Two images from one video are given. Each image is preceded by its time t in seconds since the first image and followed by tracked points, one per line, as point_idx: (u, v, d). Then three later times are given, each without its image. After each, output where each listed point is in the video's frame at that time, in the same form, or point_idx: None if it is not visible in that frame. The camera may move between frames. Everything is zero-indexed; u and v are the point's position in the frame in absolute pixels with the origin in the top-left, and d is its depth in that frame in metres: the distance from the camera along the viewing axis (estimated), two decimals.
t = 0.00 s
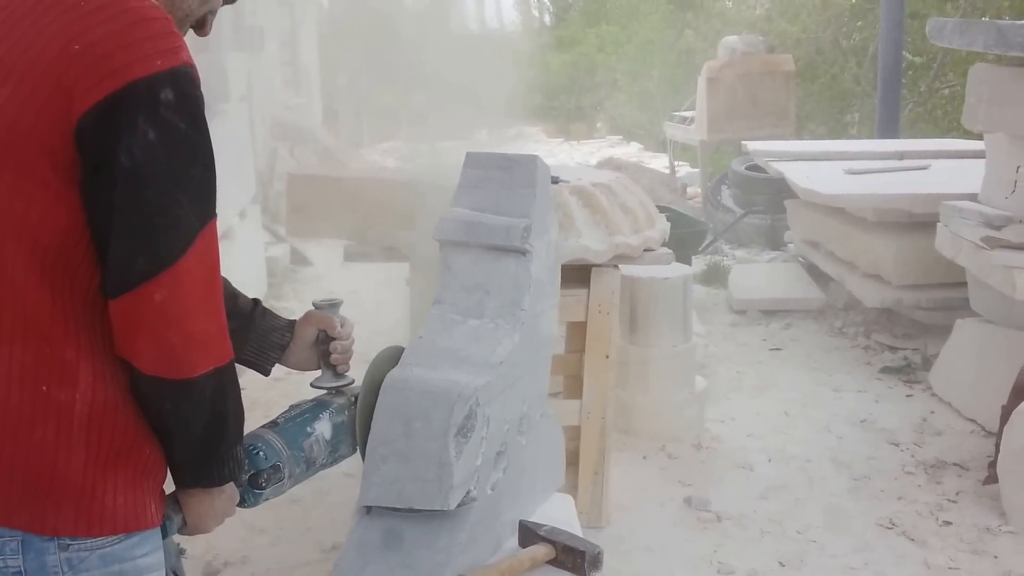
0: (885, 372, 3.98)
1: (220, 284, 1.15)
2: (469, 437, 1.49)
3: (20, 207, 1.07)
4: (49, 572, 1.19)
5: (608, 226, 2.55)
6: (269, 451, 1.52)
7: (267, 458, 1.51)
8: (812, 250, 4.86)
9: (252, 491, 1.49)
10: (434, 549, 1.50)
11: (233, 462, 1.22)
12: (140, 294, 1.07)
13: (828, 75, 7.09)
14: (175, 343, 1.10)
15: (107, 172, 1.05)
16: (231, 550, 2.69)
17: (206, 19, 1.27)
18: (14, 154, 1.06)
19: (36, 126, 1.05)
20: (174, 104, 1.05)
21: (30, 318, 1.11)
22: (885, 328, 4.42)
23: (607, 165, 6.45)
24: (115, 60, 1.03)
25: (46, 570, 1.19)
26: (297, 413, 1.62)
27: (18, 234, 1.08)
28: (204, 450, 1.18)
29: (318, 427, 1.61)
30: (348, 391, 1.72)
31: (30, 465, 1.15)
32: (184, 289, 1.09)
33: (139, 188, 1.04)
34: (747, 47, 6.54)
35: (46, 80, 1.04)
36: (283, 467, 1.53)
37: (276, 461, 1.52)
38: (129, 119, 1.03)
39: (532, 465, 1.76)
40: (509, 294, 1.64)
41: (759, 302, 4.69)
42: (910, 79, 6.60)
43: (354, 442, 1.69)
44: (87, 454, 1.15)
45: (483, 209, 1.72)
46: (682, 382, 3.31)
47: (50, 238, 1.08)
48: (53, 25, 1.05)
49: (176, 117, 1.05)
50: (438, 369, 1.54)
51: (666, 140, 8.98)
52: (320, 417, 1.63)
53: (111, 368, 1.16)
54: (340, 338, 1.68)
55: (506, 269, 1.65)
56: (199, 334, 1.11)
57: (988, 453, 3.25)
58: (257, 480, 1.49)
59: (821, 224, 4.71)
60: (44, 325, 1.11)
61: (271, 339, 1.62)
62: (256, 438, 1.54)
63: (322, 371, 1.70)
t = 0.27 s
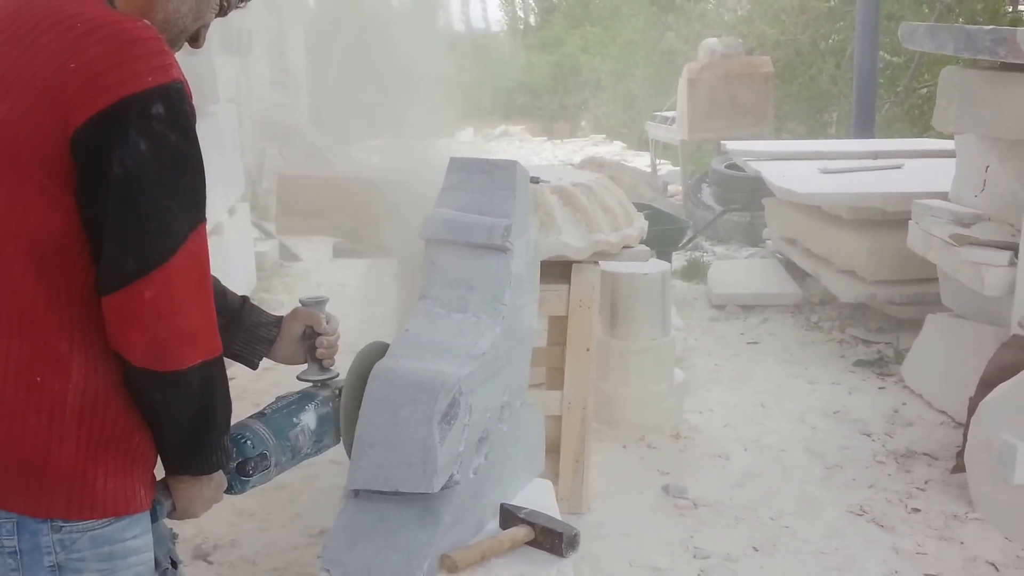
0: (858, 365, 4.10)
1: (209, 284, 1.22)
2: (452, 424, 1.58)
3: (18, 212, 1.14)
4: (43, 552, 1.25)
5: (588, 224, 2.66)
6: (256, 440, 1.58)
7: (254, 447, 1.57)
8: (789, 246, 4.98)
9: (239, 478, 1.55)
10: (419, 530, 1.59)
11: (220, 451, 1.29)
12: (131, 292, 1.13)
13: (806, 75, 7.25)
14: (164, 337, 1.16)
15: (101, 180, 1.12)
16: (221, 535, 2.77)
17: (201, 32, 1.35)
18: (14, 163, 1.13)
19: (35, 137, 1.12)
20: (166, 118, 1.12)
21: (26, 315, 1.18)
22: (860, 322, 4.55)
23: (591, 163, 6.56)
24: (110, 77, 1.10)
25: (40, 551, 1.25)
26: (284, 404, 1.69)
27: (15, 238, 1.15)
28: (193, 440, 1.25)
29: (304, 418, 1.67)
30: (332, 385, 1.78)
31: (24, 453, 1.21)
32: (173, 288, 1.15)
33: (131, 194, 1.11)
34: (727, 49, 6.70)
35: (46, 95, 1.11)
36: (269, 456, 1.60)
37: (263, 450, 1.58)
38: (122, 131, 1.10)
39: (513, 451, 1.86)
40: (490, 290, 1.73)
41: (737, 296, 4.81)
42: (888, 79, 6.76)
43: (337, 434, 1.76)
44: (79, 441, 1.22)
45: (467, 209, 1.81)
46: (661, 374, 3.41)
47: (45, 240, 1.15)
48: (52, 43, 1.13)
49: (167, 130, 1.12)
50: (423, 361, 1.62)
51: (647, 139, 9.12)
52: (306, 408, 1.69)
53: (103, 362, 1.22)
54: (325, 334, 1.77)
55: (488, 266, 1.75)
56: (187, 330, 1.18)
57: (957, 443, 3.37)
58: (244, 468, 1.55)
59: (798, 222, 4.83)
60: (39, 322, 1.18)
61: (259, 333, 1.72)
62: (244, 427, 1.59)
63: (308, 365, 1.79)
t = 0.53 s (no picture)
0: (835, 357, 4.21)
1: (193, 277, 1.27)
2: (436, 412, 1.66)
3: (10, 209, 1.21)
4: (35, 536, 1.31)
5: (569, 220, 2.74)
6: (241, 433, 1.65)
7: (239, 440, 1.64)
8: (768, 242, 5.09)
9: (225, 469, 1.63)
10: (404, 513, 1.66)
11: (205, 439, 1.34)
12: (115, 283, 1.19)
13: (786, 75, 7.38)
14: (148, 327, 1.22)
15: (87, 176, 1.18)
16: (213, 520, 2.84)
17: (184, 34, 1.41)
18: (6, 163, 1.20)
19: (26, 138, 1.18)
20: (149, 117, 1.18)
21: (17, 307, 1.24)
22: (837, 316, 4.66)
23: (575, 160, 6.66)
24: (94, 80, 1.16)
25: (33, 534, 1.32)
26: (269, 397, 1.76)
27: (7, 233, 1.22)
28: (178, 428, 1.30)
29: (289, 411, 1.74)
30: (316, 378, 1.85)
31: (17, 439, 1.27)
32: (155, 280, 1.21)
33: (115, 189, 1.17)
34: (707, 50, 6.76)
35: (36, 98, 1.18)
36: (255, 448, 1.67)
37: (248, 442, 1.65)
38: (106, 131, 1.16)
39: (495, 439, 1.94)
40: (474, 284, 1.82)
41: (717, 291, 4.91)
42: (865, 78, 6.89)
43: (321, 424, 1.83)
44: (69, 428, 1.28)
45: (451, 206, 1.89)
46: (642, 366, 3.51)
47: (37, 236, 1.22)
48: (39, 50, 1.19)
49: (150, 129, 1.18)
50: (409, 351, 1.70)
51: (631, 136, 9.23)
52: (291, 402, 1.76)
53: (91, 353, 1.28)
54: (309, 328, 1.82)
55: (472, 260, 1.83)
56: (170, 320, 1.23)
57: (929, 434, 3.46)
58: (229, 460, 1.63)
59: (777, 218, 4.93)
60: (30, 314, 1.25)
61: (242, 327, 1.78)
62: (229, 421, 1.67)
63: (293, 359, 1.84)
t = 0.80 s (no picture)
0: (824, 356, 4.25)
1: (199, 270, 1.29)
2: (428, 409, 1.69)
3: (26, 211, 1.22)
4: (65, 516, 1.33)
5: (561, 219, 2.76)
6: (251, 417, 1.67)
7: (249, 423, 1.66)
8: (759, 241, 5.12)
9: (236, 452, 1.65)
10: (397, 508, 1.69)
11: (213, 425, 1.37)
12: (128, 277, 1.21)
13: (777, 75, 7.43)
14: (160, 318, 1.24)
15: (100, 178, 1.20)
16: (207, 515, 2.86)
17: (167, 36, 1.43)
18: (20, 166, 1.21)
19: (40, 141, 1.20)
20: (156, 120, 1.20)
21: (36, 305, 1.25)
22: (826, 314, 4.70)
23: (568, 160, 6.69)
24: (103, 85, 1.18)
25: (63, 515, 1.33)
26: (276, 382, 1.78)
27: (25, 234, 1.23)
28: (188, 414, 1.33)
29: (296, 394, 1.77)
30: (321, 363, 1.88)
31: (41, 430, 1.29)
32: (167, 273, 1.23)
33: (127, 190, 1.19)
34: (700, 50, 6.82)
35: (47, 104, 1.19)
36: (264, 431, 1.69)
37: (258, 425, 1.68)
38: (116, 133, 1.18)
39: (486, 435, 1.97)
40: (465, 283, 1.84)
41: (708, 290, 4.95)
42: (857, 78, 6.94)
43: (328, 407, 1.86)
44: (92, 416, 1.30)
45: (443, 206, 1.91)
46: (633, 363, 3.53)
47: (56, 234, 1.23)
48: (47, 56, 1.20)
49: (157, 130, 1.20)
50: (401, 349, 1.72)
51: (623, 136, 9.27)
52: (298, 385, 1.79)
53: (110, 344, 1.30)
54: (312, 312, 1.86)
55: (464, 259, 1.85)
56: (180, 312, 1.25)
57: (916, 431, 3.50)
58: (240, 443, 1.65)
59: (768, 218, 4.96)
60: (50, 311, 1.26)
61: (244, 310, 1.79)
62: (240, 405, 1.69)
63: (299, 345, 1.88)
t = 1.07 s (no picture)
0: (816, 354, 4.28)
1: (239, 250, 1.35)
2: (423, 406, 1.70)
3: (83, 185, 1.26)
4: (102, 477, 1.37)
5: (557, 218, 2.78)
6: (269, 382, 1.69)
7: (268, 388, 1.68)
8: (752, 240, 5.15)
9: (255, 416, 1.68)
10: (392, 504, 1.70)
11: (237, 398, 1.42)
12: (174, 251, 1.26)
13: (771, 75, 7.46)
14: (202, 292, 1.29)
15: (152, 157, 1.24)
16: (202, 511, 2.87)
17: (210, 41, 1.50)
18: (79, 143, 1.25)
19: (99, 119, 1.24)
20: (208, 106, 1.24)
21: (89, 275, 1.29)
22: (819, 313, 4.73)
23: (562, 158, 6.70)
24: (163, 71, 1.22)
25: (100, 476, 1.37)
26: (293, 344, 1.79)
27: (83, 207, 1.27)
28: (220, 382, 1.38)
29: (312, 357, 1.79)
30: (335, 323, 1.89)
31: (88, 391, 1.33)
32: (211, 248, 1.28)
33: (178, 168, 1.23)
34: (695, 50, 6.88)
35: (108, 86, 1.23)
36: (282, 395, 1.71)
37: (276, 390, 1.70)
38: (172, 115, 1.22)
39: (480, 432, 1.99)
40: (461, 282, 1.86)
41: (701, 288, 4.98)
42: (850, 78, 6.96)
43: (342, 368, 1.88)
44: (135, 380, 1.35)
45: (440, 205, 1.93)
46: (627, 361, 3.56)
47: (111, 208, 1.28)
48: (113, 41, 1.24)
49: (209, 115, 1.24)
50: (397, 346, 1.74)
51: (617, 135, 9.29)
52: (313, 348, 1.81)
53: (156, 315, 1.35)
54: (326, 277, 1.87)
55: (459, 258, 1.87)
56: (221, 287, 1.31)
57: (907, 429, 3.53)
58: (259, 408, 1.67)
59: (761, 216, 4.99)
60: (101, 280, 1.30)
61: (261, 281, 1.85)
62: (258, 370, 1.71)
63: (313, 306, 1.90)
